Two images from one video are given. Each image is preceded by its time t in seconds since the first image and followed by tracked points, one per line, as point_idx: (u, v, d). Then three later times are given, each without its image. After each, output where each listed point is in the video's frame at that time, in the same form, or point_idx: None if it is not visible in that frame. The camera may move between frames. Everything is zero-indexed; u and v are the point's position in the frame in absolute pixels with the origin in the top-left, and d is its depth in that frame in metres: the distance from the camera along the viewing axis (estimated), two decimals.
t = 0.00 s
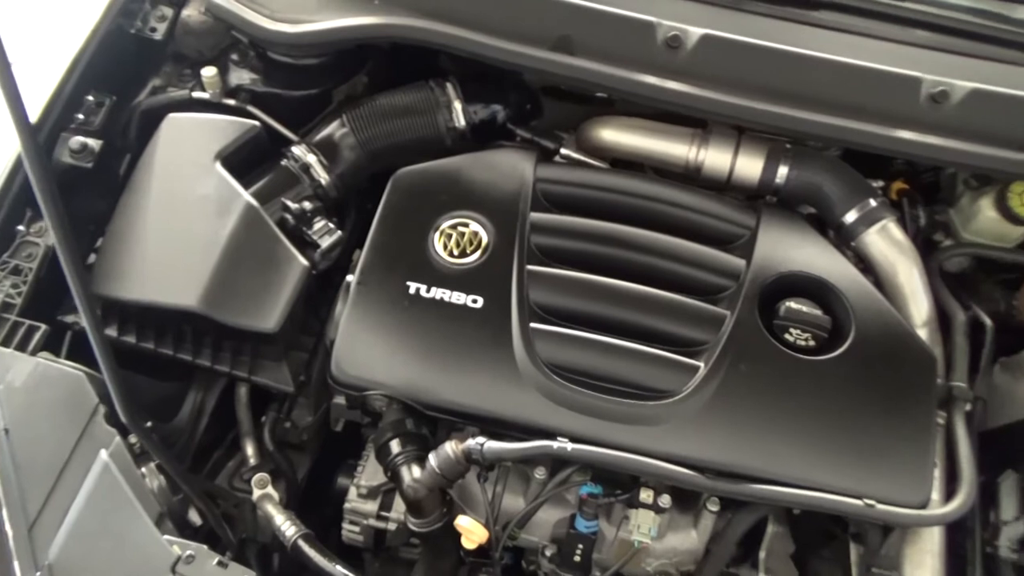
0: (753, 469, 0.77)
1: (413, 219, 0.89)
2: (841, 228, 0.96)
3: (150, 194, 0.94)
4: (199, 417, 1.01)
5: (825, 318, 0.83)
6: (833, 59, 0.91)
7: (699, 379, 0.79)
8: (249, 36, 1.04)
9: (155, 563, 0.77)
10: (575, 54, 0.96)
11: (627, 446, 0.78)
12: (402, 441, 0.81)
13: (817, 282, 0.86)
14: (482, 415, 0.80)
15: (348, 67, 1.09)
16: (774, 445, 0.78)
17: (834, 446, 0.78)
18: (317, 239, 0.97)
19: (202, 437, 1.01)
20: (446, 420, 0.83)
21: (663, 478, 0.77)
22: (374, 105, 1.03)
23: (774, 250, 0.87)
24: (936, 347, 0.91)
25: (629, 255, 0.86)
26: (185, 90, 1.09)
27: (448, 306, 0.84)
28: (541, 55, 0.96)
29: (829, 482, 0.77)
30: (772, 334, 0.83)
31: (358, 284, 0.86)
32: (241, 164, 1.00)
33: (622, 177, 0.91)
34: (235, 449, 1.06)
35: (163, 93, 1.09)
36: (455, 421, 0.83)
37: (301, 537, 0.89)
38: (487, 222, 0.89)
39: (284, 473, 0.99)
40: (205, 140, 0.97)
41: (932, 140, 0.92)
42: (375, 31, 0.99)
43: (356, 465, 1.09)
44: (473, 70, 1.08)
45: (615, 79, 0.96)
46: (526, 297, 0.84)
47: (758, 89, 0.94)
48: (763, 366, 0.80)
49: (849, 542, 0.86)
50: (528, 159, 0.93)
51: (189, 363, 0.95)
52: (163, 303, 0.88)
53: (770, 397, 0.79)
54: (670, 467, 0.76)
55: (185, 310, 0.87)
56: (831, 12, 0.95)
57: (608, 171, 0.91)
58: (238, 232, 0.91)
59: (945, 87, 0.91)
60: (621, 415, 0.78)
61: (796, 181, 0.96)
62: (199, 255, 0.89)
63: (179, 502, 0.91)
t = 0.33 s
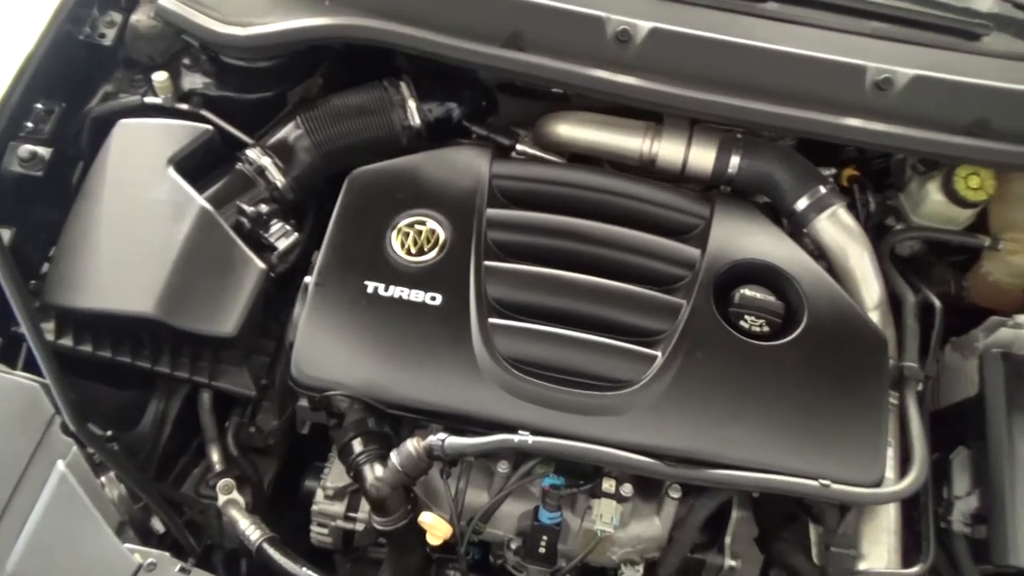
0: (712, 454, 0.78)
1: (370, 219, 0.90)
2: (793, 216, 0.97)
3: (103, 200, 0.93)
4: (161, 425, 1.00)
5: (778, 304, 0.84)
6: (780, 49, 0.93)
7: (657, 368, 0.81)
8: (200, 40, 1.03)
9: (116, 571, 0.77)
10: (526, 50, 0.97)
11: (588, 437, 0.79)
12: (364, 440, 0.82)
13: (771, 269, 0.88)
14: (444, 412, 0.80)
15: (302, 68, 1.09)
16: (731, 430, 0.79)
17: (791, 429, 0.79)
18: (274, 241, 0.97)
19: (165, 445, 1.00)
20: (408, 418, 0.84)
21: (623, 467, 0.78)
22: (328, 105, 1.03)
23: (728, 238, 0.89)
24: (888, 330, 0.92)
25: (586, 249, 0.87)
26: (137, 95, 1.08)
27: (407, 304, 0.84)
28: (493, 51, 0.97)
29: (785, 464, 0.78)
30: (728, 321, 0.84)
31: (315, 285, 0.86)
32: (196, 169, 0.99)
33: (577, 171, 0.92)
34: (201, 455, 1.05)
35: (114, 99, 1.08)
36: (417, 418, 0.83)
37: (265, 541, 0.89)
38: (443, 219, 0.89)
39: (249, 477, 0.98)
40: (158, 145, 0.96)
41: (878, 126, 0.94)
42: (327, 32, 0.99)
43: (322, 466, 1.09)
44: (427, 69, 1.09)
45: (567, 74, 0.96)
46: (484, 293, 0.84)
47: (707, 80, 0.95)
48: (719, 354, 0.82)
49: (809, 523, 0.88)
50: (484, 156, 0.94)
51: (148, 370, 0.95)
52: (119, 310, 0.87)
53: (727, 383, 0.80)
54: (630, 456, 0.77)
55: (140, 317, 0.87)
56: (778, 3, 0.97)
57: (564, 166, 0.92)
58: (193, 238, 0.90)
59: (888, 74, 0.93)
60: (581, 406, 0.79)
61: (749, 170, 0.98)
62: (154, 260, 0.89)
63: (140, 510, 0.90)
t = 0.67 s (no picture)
0: (678, 442, 0.79)
1: (333, 219, 0.90)
2: (753, 203, 0.98)
3: (62, 208, 0.93)
4: (131, 433, 1.00)
5: (740, 291, 0.85)
6: (736, 39, 0.94)
7: (622, 358, 0.81)
8: (157, 45, 1.02)
9: None
10: (484, 46, 0.97)
11: (556, 429, 0.79)
12: (333, 440, 0.82)
13: (732, 257, 0.89)
14: (411, 410, 0.80)
15: (262, 70, 1.08)
16: (697, 416, 0.80)
17: (756, 414, 0.80)
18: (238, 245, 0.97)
19: (134, 452, 1.00)
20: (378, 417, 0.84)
21: (591, 458, 0.78)
22: (288, 107, 1.02)
23: (690, 228, 0.90)
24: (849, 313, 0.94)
25: (549, 242, 0.88)
26: (95, 102, 1.07)
27: (371, 303, 0.84)
28: (451, 49, 0.97)
29: (750, 448, 0.79)
30: (691, 310, 0.85)
31: (279, 287, 0.85)
32: (156, 174, 0.99)
33: (539, 166, 0.93)
34: (172, 461, 1.05)
35: (72, 106, 1.08)
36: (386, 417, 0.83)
37: (237, 545, 0.89)
38: (406, 217, 0.89)
39: (220, 482, 0.98)
40: (116, 150, 0.96)
41: (833, 114, 0.95)
42: (285, 33, 0.99)
43: (295, 469, 1.08)
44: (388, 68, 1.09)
45: (526, 70, 0.97)
46: (449, 289, 0.85)
47: (665, 72, 0.96)
48: (683, 342, 0.82)
49: (777, 506, 0.89)
50: (446, 154, 0.94)
51: (115, 377, 0.94)
52: (81, 318, 0.86)
53: (691, 371, 0.81)
54: (598, 445, 0.78)
55: (103, 324, 0.86)
56: None
57: (526, 161, 0.92)
58: (155, 243, 0.90)
59: (842, 61, 0.94)
60: (548, 398, 0.80)
61: (709, 159, 0.99)
62: (115, 267, 0.88)
63: (109, 519, 0.91)
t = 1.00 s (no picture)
0: (652, 433, 0.79)
1: (302, 222, 0.89)
2: (722, 193, 0.99)
3: (28, 220, 0.92)
4: (108, 443, 0.99)
5: (710, 281, 0.86)
6: (699, 30, 0.94)
7: (594, 352, 0.81)
8: (120, 54, 1.02)
9: None
10: (449, 45, 0.97)
11: (532, 424, 0.79)
12: (308, 443, 0.82)
13: (702, 248, 0.89)
14: (387, 411, 0.80)
15: (229, 76, 1.07)
16: (670, 406, 0.80)
17: (729, 403, 0.80)
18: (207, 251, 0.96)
19: (111, 464, 0.99)
20: (353, 419, 0.83)
21: (566, 453, 0.78)
22: (254, 112, 1.02)
23: (659, 220, 0.90)
24: (820, 299, 0.94)
25: (519, 239, 0.88)
26: (60, 114, 1.07)
27: (342, 306, 0.84)
28: (416, 49, 0.97)
29: (724, 436, 0.79)
30: (663, 301, 0.85)
31: (248, 292, 0.85)
32: (123, 184, 0.98)
33: (508, 163, 0.93)
34: (152, 471, 1.04)
35: (37, 118, 1.08)
36: (362, 419, 0.83)
37: (215, 553, 0.88)
38: (375, 218, 0.89)
39: (198, 490, 0.97)
40: (82, 161, 0.95)
41: (798, 100, 0.96)
42: (248, 38, 0.99)
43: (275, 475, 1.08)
44: (354, 70, 1.08)
45: (491, 67, 0.97)
46: (420, 289, 0.84)
47: (630, 65, 0.96)
48: (654, 333, 0.83)
49: (754, 494, 0.91)
50: (415, 154, 0.94)
51: (87, 390, 0.94)
52: (49, 330, 0.86)
53: (663, 362, 0.82)
54: (573, 440, 0.78)
55: (72, 336, 0.86)
56: None
57: (494, 159, 0.93)
58: (123, 253, 0.89)
59: (805, 49, 0.95)
60: (522, 394, 0.80)
61: (677, 151, 0.99)
62: (83, 278, 0.88)
63: (83, 532, 0.90)
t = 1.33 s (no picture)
0: (623, 427, 0.79)
1: (266, 229, 0.89)
2: (688, 185, 0.99)
3: None
4: (80, 458, 0.98)
5: (677, 273, 0.86)
6: (658, 24, 0.94)
7: (563, 348, 0.81)
8: (79, 65, 1.01)
9: None
10: (410, 47, 0.97)
11: (503, 423, 0.79)
12: (279, 451, 0.82)
13: (668, 241, 0.90)
14: (358, 415, 0.80)
15: (191, 84, 1.06)
16: (640, 400, 0.80)
17: (699, 395, 0.81)
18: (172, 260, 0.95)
19: (83, 479, 0.98)
20: (324, 425, 0.83)
21: (538, 450, 0.78)
22: (217, 119, 1.01)
23: (624, 214, 0.90)
24: (788, 288, 0.95)
25: (486, 238, 0.88)
26: (20, 128, 1.07)
27: (310, 311, 0.83)
28: (377, 51, 0.97)
29: (694, 427, 0.79)
30: (630, 296, 0.85)
31: (214, 301, 0.85)
32: (86, 197, 0.97)
33: (473, 163, 0.93)
34: (127, 485, 1.03)
35: None
36: (333, 424, 0.83)
37: (189, 564, 0.88)
38: (341, 223, 0.89)
39: (173, 502, 0.97)
40: (42, 175, 0.94)
41: (760, 91, 0.97)
42: (208, 45, 0.98)
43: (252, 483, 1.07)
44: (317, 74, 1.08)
45: (453, 67, 0.97)
46: (387, 291, 0.84)
47: (591, 61, 0.97)
48: (622, 327, 0.83)
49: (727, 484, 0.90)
50: (380, 156, 0.94)
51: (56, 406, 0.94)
52: (13, 347, 0.85)
53: (632, 356, 0.82)
54: (544, 436, 0.78)
55: (36, 351, 0.85)
56: None
57: (458, 159, 0.92)
58: (86, 266, 0.88)
59: (763, 40, 0.95)
60: (493, 393, 0.80)
61: (641, 145, 0.99)
62: (45, 292, 0.87)
63: (53, 548, 0.89)
